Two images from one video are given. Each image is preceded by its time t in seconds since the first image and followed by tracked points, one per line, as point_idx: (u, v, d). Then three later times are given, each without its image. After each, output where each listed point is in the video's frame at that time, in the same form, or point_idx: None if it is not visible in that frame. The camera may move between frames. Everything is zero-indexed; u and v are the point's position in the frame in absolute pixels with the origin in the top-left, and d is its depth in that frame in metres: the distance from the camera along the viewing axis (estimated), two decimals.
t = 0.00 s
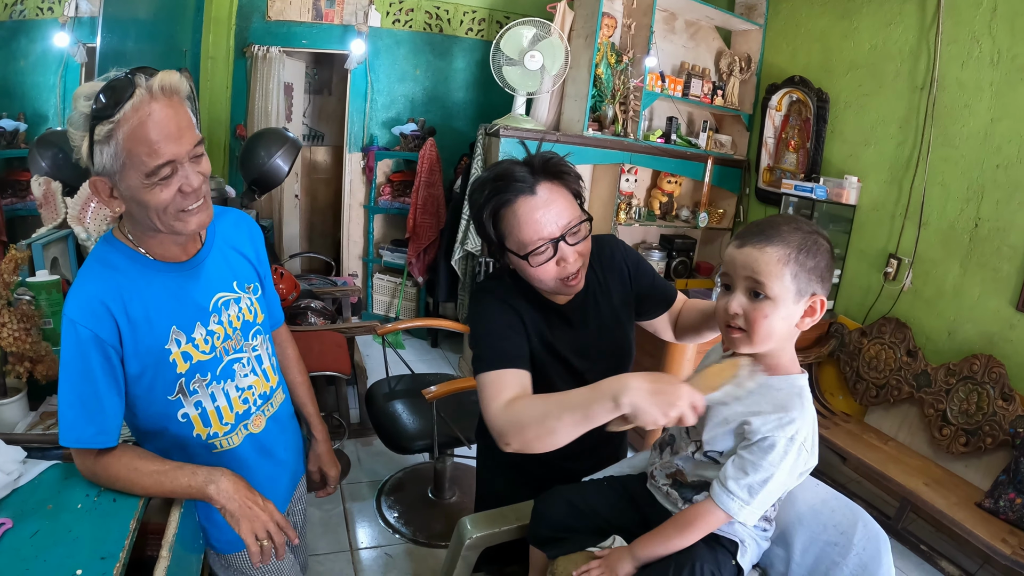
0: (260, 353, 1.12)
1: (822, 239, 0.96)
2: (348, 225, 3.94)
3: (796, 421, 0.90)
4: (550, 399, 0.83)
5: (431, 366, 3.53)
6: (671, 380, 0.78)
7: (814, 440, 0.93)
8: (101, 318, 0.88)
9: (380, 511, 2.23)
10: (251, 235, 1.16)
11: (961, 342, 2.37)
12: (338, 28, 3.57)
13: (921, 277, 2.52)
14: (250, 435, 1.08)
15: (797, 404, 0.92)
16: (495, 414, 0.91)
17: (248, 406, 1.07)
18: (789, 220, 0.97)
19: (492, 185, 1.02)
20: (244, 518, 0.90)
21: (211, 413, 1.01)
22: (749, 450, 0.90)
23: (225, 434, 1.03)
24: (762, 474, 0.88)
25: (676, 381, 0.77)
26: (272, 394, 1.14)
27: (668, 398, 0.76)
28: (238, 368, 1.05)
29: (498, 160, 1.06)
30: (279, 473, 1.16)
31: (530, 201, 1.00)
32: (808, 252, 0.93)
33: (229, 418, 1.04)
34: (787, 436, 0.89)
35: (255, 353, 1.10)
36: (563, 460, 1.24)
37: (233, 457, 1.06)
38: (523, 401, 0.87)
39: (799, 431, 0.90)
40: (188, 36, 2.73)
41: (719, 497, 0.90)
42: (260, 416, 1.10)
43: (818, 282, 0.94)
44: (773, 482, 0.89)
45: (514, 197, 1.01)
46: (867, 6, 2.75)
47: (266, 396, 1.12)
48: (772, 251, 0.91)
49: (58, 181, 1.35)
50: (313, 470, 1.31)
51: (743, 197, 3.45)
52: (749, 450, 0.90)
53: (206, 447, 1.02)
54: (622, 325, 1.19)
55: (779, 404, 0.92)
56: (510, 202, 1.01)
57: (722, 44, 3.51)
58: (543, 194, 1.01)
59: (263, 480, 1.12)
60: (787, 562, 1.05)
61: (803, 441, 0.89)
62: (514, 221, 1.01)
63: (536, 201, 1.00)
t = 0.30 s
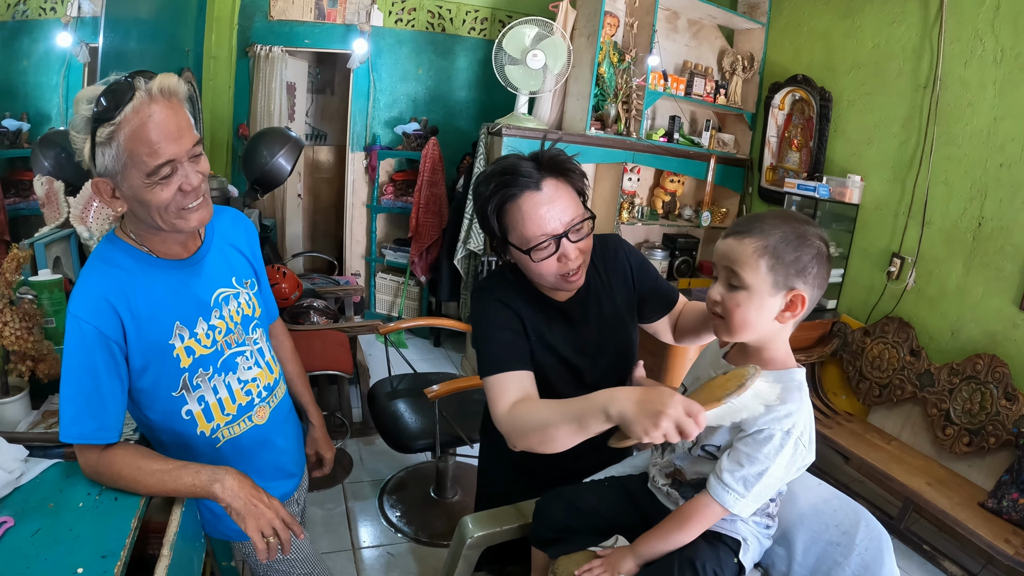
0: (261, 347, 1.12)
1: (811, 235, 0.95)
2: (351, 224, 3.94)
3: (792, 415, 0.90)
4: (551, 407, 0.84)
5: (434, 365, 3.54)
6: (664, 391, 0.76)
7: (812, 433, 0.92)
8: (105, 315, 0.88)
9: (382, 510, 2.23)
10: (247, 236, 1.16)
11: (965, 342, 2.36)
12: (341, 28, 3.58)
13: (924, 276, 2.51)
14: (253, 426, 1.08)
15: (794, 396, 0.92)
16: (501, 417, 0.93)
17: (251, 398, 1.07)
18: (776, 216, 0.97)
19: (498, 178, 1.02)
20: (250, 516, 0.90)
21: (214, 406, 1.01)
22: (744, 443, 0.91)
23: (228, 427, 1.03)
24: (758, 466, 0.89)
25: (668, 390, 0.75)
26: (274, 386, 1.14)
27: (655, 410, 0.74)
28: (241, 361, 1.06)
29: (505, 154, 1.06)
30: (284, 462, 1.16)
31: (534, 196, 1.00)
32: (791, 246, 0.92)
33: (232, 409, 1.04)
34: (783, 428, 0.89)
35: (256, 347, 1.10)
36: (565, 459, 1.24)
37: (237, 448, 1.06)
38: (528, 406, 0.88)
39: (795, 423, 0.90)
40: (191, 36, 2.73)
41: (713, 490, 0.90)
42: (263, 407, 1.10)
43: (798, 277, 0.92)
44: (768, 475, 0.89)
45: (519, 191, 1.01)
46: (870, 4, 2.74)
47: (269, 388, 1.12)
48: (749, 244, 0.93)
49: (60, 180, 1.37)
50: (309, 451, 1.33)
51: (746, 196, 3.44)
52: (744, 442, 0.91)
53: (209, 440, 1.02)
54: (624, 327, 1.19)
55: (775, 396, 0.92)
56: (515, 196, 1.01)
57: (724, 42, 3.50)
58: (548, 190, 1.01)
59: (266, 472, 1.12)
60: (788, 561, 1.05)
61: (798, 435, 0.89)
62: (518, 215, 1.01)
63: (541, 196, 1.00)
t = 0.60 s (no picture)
0: (260, 347, 1.13)
1: (793, 236, 0.92)
2: (354, 224, 3.95)
3: (769, 412, 0.90)
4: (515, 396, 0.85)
5: (437, 365, 3.54)
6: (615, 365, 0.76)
7: (794, 424, 0.92)
8: (107, 314, 0.88)
9: (384, 510, 2.23)
10: (248, 236, 1.17)
11: (969, 342, 2.35)
12: (344, 28, 3.58)
13: (928, 276, 2.50)
14: (251, 425, 1.09)
15: (769, 392, 0.92)
16: (477, 411, 0.94)
17: (249, 397, 1.08)
18: (769, 212, 0.96)
19: (509, 169, 1.02)
20: (251, 515, 0.90)
21: (213, 405, 1.01)
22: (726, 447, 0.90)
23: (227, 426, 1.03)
24: (750, 470, 0.88)
25: (620, 364, 0.75)
26: (272, 385, 1.15)
27: (610, 382, 0.73)
28: (241, 361, 1.06)
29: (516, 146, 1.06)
30: (280, 460, 1.17)
31: (545, 187, 1.00)
32: (756, 243, 0.91)
33: (230, 409, 1.04)
34: (762, 426, 0.89)
35: (255, 347, 1.11)
36: (569, 459, 1.23)
37: (236, 446, 1.07)
38: (496, 399, 0.89)
39: (775, 419, 0.90)
40: (194, 36, 2.74)
41: (716, 498, 0.91)
42: (261, 406, 1.11)
43: (754, 272, 0.90)
44: (762, 474, 0.89)
45: (530, 182, 1.01)
46: (873, 3, 2.73)
47: (267, 387, 1.13)
48: (719, 235, 0.95)
49: (63, 179, 1.39)
50: (308, 453, 1.32)
51: (749, 195, 3.43)
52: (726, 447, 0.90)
53: (209, 438, 1.02)
54: (628, 326, 1.18)
55: (759, 393, 0.92)
56: (526, 187, 1.01)
57: (728, 42, 3.49)
58: (558, 182, 1.01)
59: (263, 472, 1.13)
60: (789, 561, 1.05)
61: (780, 430, 0.89)
62: (529, 206, 1.01)
63: (553, 188, 1.01)
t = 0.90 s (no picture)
0: (258, 347, 1.13)
1: (782, 235, 0.91)
2: (358, 224, 3.95)
3: (752, 412, 0.89)
4: (528, 374, 0.88)
5: (440, 364, 3.54)
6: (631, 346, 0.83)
7: (779, 419, 0.91)
8: (107, 313, 0.88)
9: (387, 509, 2.23)
10: (245, 239, 1.17)
11: (972, 342, 2.34)
12: (348, 28, 3.59)
13: (931, 276, 2.49)
14: (252, 424, 1.09)
15: (751, 391, 0.90)
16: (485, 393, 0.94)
17: (248, 396, 1.08)
18: (764, 211, 0.94)
19: (515, 154, 1.04)
20: (254, 512, 0.90)
21: (213, 405, 1.02)
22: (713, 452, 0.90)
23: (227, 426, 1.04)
24: (737, 472, 0.88)
25: (636, 344, 0.82)
26: (272, 384, 1.16)
27: (625, 358, 0.80)
28: (239, 360, 1.07)
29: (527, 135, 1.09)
30: (281, 459, 1.17)
31: (547, 171, 1.02)
32: (739, 239, 0.91)
33: (230, 408, 1.05)
34: (746, 427, 0.88)
35: (254, 348, 1.11)
36: (573, 459, 1.23)
37: (236, 445, 1.07)
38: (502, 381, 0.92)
39: (759, 418, 0.88)
40: (198, 36, 2.75)
41: (708, 500, 0.91)
42: (260, 406, 1.11)
43: (735, 263, 0.91)
44: (750, 474, 0.88)
45: (533, 166, 1.02)
46: (876, 3, 2.72)
47: (266, 386, 1.14)
48: (709, 231, 0.97)
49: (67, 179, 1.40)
50: (311, 455, 1.33)
51: (753, 196, 3.42)
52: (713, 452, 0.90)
53: (209, 438, 1.02)
54: (632, 325, 1.17)
55: (742, 393, 0.90)
56: (529, 172, 1.03)
57: (731, 42, 3.48)
58: (561, 167, 1.02)
59: (262, 472, 1.13)
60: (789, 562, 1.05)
61: (764, 427, 0.88)
62: (530, 190, 1.02)
63: (554, 173, 1.02)
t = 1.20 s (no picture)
0: (260, 344, 1.14)
1: (773, 235, 0.90)
2: (361, 223, 3.95)
3: (732, 409, 0.89)
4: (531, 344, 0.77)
5: (444, 364, 3.54)
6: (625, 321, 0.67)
7: (763, 420, 0.91)
8: (112, 310, 0.88)
9: (391, 508, 2.23)
10: (243, 238, 1.17)
11: (976, 342, 2.33)
12: (351, 28, 3.60)
13: (935, 276, 2.48)
14: (256, 421, 1.10)
15: (736, 389, 0.90)
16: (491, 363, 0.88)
17: (253, 393, 1.08)
18: (760, 210, 0.93)
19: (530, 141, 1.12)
20: (260, 510, 0.90)
21: (218, 402, 1.02)
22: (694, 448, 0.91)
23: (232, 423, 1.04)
24: (713, 469, 0.89)
25: (627, 319, 0.66)
26: (275, 381, 1.16)
27: (611, 334, 0.65)
28: (243, 357, 1.07)
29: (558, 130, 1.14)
30: (284, 456, 1.17)
31: (541, 157, 1.06)
32: (728, 234, 0.90)
33: (235, 405, 1.05)
34: (726, 425, 0.89)
35: (256, 344, 1.12)
36: (579, 458, 1.22)
37: (242, 443, 1.07)
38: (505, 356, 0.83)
39: (740, 417, 0.89)
40: (201, 36, 2.76)
41: (685, 498, 0.92)
42: (265, 402, 1.11)
43: (726, 258, 0.90)
44: (727, 473, 0.89)
45: (535, 153, 1.09)
46: (880, 3, 2.71)
47: (270, 383, 1.14)
48: (704, 227, 0.96)
49: (71, 178, 1.39)
50: (315, 450, 1.33)
51: (757, 195, 3.41)
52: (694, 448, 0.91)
53: (214, 435, 1.02)
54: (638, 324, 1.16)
55: (724, 390, 0.91)
56: (530, 157, 1.10)
57: (734, 42, 3.47)
58: (556, 155, 1.06)
59: (267, 469, 1.13)
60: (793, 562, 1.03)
61: (743, 426, 0.89)
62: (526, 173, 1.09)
63: (544, 160, 1.06)
